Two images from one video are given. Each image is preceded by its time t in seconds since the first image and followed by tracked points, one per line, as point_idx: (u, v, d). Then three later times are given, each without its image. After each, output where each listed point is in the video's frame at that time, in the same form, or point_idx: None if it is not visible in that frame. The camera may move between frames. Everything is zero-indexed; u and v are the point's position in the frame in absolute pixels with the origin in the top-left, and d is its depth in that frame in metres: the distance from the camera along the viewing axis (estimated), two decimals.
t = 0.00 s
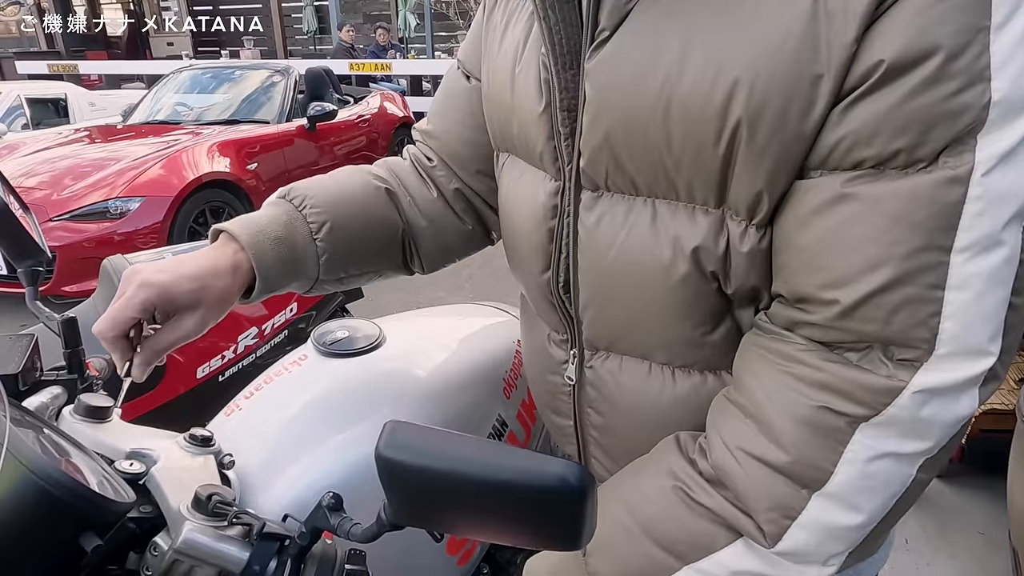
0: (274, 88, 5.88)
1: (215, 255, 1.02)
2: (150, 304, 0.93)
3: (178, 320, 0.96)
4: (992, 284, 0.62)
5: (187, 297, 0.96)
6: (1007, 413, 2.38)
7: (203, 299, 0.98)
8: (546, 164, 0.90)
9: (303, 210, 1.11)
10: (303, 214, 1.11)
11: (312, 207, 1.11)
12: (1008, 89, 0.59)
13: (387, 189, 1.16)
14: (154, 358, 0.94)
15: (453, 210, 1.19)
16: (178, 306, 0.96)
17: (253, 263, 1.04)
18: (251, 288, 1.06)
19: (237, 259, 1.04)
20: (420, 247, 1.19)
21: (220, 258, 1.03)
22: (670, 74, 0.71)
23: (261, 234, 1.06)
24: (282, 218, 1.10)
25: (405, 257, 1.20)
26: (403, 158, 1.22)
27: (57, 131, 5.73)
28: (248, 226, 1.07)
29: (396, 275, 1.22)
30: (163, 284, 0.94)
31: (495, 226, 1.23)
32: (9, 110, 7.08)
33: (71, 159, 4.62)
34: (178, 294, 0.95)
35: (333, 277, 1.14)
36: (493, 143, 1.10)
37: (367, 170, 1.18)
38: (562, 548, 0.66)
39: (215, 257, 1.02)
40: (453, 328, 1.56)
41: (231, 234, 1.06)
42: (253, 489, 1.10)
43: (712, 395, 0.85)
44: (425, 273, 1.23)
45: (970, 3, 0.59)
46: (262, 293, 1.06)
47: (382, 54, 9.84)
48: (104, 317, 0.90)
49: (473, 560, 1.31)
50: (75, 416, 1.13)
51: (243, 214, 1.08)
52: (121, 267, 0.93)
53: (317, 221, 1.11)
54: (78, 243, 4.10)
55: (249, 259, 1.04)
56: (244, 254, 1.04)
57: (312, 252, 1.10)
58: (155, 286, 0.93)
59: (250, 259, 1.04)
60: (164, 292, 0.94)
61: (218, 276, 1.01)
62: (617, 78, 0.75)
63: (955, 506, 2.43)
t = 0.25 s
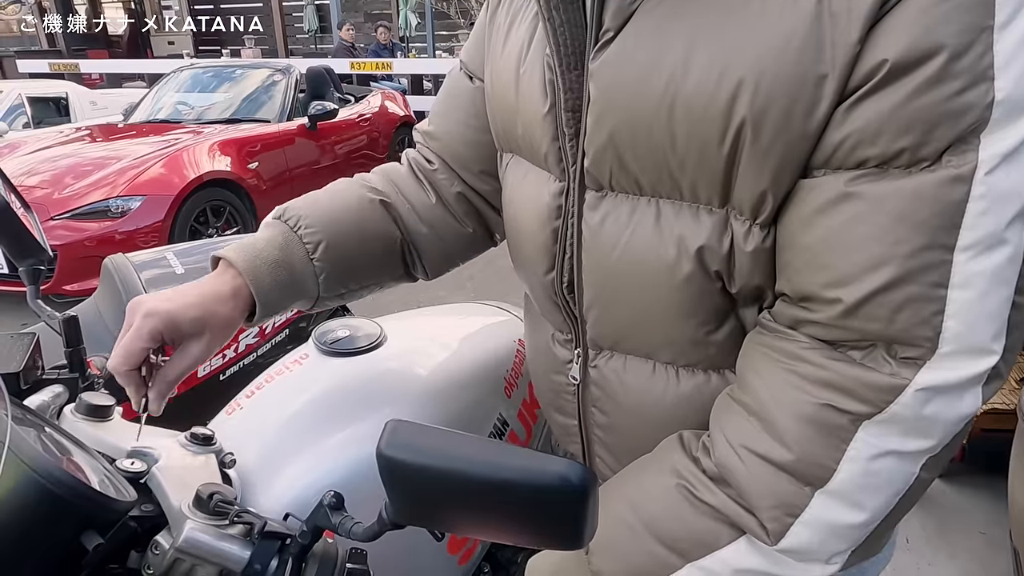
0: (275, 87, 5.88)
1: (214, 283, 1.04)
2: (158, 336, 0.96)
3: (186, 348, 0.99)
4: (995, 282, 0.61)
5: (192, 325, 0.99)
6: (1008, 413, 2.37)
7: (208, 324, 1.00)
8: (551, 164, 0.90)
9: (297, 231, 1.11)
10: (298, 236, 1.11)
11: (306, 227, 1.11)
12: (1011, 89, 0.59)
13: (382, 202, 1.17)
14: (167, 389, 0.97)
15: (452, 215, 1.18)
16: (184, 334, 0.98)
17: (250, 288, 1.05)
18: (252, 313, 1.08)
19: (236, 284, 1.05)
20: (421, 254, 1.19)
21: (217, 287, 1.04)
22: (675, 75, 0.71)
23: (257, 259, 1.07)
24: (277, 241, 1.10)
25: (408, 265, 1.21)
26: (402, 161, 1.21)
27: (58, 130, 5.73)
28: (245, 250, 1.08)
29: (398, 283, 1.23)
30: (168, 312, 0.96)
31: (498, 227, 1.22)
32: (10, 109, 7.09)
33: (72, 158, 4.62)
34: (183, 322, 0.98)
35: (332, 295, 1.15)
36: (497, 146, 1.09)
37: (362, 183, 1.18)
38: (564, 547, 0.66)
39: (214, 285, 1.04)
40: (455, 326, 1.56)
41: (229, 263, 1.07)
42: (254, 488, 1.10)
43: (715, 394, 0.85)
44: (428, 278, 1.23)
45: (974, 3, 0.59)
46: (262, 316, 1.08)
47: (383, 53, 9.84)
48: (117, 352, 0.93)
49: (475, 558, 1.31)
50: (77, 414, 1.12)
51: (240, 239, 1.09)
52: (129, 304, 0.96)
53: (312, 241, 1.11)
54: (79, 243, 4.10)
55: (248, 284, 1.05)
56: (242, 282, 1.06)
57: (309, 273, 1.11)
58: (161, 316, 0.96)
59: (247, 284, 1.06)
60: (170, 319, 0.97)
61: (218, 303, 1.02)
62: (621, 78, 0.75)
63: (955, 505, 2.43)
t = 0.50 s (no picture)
0: (275, 87, 5.88)
1: (203, 302, 1.05)
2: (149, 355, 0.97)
3: (177, 366, 1.01)
4: (991, 282, 0.62)
5: (182, 344, 1.00)
6: (1006, 414, 2.38)
7: (199, 344, 1.02)
8: (548, 166, 0.90)
9: (284, 246, 1.11)
10: (285, 251, 1.11)
11: (293, 242, 1.11)
12: (1006, 91, 0.59)
13: (370, 211, 1.16)
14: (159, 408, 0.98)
15: (446, 218, 1.18)
16: (175, 353, 1.00)
17: (239, 308, 1.06)
18: (242, 329, 1.08)
19: (225, 303, 1.06)
20: (413, 259, 1.19)
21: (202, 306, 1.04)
22: (672, 78, 0.72)
23: (244, 277, 1.07)
24: (264, 256, 1.10)
25: (399, 270, 1.21)
26: (393, 164, 1.21)
27: (58, 129, 5.73)
28: (232, 268, 1.08)
29: (390, 288, 1.23)
30: (159, 332, 0.98)
31: (493, 228, 1.23)
32: (9, 109, 7.08)
33: (72, 157, 4.62)
34: (173, 341, 1.00)
35: (322, 306, 1.15)
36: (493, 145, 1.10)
37: (350, 192, 1.18)
38: (563, 546, 0.66)
39: (203, 304, 1.05)
40: (454, 326, 1.56)
41: (217, 281, 1.08)
42: (253, 487, 1.10)
43: (713, 394, 0.85)
44: (422, 282, 1.23)
45: (969, 6, 0.59)
46: (253, 332, 1.08)
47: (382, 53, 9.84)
48: (108, 373, 0.95)
49: (473, 558, 1.31)
50: (76, 413, 1.12)
51: (227, 257, 1.10)
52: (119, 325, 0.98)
53: (299, 255, 1.11)
54: (78, 242, 4.10)
55: (237, 304, 1.06)
56: (230, 299, 1.06)
57: (297, 287, 1.11)
58: (151, 337, 0.97)
59: (235, 302, 1.06)
60: (160, 340, 0.98)
61: (207, 321, 1.03)
62: (618, 81, 0.75)
63: (954, 506, 2.43)
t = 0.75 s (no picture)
0: (274, 89, 5.89)
1: (204, 307, 1.04)
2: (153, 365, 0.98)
3: (181, 374, 1.01)
4: (982, 284, 0.62)
5: (187, 352, 1.00)
6: (1004, 415, 2.38)
7: (204, 352, 1.02)
8: (543, 169, 0.91)
9: (287, 248, 1.11)
10: (288, 253, 1.11)
11: (295, 244, 1.11)
12: (995, 94, 0.60)
13: (371, 212, 1.17)
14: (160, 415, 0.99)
15: (443, 220, 1.19)
16: (179, 361, 1.00)
17: (243, 311, 1.06)
18: (246, 331, 1.08)
19: (229, 308, 1.06)
20: (413, 261, 1.20)
21: (202, 310, 1.04)
22: (664, 81, 0.72)
23: (246, 278, 1.07)
24: (267, 259, 1.10)
25: (399, 271, 1.21)
26: (390, 166, 1.21)
27: (56, 131, 5.74)
28: (235, 270, 1.07)
29: (391, 289, 1.23)
30: (164, 341, 0.98)
31: (490, 230, 1.23)
32: (8, 110, 7.09)
33: (70, 159, 4.62)
34: (179, 350, 0.99)
35: (325, 308, 1.15)
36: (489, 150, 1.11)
37: (350, 194, 1.18)
38: (561, 547, 0.67)
39: (204, 309, 1.04)
40: (452, 328, 1.56)
41: (219, 284, 1.07)
42: (252, 488, 1.10)
43: (708, 396, 0.85)
44: (420, 283, 1.23)
45: (958, 10, 0.60)
46: (256, 335, 1.08)
47: (381, 55, 9.85)
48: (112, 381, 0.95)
49: (471, 559, 1.31)
50: (74, 415, 1.13)
51: (230, 259, 1.09)
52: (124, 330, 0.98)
53: (302, 258, 1.11)
54: (77, 244, 4.10)
55: (240, 307, 1.06)
56: (234, 303, 1.06)
57: (300, 290, 1.11)
58: (156, 346, 0.97)
59: (240, 305, 1.06)
60: (165, 350, 0.98)
61: (213, 326, 1.03)
62: (611, 84, 0.76)
63: (952, 507, 2.44)
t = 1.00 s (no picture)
0: (274, 90, 5.89)
1: (214, 316, 1.06)
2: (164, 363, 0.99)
3: (188, 377, 1.02)
4: (980, 286, 0.62)
5: (198, 354, 1.01)
6: (1004, 417, 2.38)
7: (214, 356, 1.03)
8: (542, 170, 0.91)
9: (288, 260, 1.11)
10: (289, 265, 1.11)
11: (296, 256, 1.11)
12: (992, 96, 0.60)
13: (372, 219, 1.17)
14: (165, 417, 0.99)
15: (443, 222, 1.19)
16: (190, 363, 1.01)
17: (246, 322, 1.06)
18: (252, 343, 1.09)
19: (235, 318, 1.07)
20: (415, 264, 1.20)
21: (208, 319, 1.05)
22: (663, 83, 0.72)
23: (249, 291, 1.08)
24: (269, 271, 1.11)
25: (400, 275, 1.20)
26: (391, 170, 1.21)
27: (57, 131, 5.74)
28: (238, 283, 1.08)
29: (393, 293, 1.22)
30: (177, 340, 1.00)
31: (490, 231, 1.23)
32: (9, 110, 7.09)
33: (71, 159, 4.62)
34: (191, 351, 1.01)
35: (328, 316, 1.15)
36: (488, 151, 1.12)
37: (350, 203, 1.18)
38: (560, 548, 0.67)
39: (216, 317, 1.06)
40: (452, 329, 1.57)
41: (223, 297, 1.08)
42: (252, 489, 1.11)
43: (706, 397, 0.85)
44: (423, 286, 1.23)
45: (955, 13, 0.60)
46: (261, 346, 1.09)
47: (382, 56, 9.86)
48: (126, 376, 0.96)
49: (471, 559, 1.32)
50: (73, 415, 1.13)
51: (233, 272, 1.10)
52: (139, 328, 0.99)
53: (304, 269, 1.11)
54: (77, 244, 4.11)
55: (245, 320, 1.07)
56: (239, 317, 1.07)
57: (303, 300, 1.11)
58: (170, 344, 0.99)
59: (242, 318, 1.07)
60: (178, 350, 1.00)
61: (223, 335, 1.05)
62: (609, 86, 0.76)
63: (951, 508, 2.44)
